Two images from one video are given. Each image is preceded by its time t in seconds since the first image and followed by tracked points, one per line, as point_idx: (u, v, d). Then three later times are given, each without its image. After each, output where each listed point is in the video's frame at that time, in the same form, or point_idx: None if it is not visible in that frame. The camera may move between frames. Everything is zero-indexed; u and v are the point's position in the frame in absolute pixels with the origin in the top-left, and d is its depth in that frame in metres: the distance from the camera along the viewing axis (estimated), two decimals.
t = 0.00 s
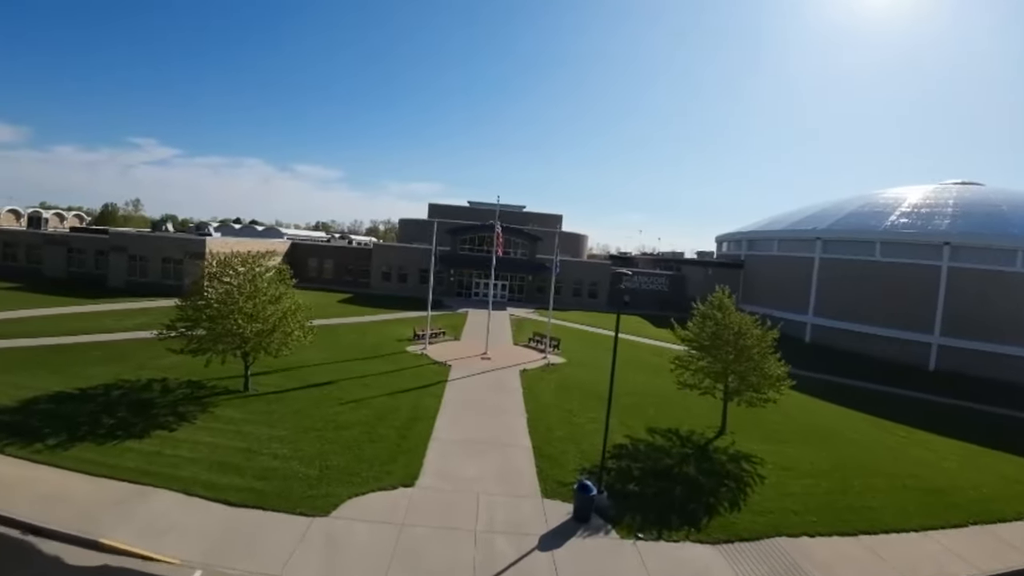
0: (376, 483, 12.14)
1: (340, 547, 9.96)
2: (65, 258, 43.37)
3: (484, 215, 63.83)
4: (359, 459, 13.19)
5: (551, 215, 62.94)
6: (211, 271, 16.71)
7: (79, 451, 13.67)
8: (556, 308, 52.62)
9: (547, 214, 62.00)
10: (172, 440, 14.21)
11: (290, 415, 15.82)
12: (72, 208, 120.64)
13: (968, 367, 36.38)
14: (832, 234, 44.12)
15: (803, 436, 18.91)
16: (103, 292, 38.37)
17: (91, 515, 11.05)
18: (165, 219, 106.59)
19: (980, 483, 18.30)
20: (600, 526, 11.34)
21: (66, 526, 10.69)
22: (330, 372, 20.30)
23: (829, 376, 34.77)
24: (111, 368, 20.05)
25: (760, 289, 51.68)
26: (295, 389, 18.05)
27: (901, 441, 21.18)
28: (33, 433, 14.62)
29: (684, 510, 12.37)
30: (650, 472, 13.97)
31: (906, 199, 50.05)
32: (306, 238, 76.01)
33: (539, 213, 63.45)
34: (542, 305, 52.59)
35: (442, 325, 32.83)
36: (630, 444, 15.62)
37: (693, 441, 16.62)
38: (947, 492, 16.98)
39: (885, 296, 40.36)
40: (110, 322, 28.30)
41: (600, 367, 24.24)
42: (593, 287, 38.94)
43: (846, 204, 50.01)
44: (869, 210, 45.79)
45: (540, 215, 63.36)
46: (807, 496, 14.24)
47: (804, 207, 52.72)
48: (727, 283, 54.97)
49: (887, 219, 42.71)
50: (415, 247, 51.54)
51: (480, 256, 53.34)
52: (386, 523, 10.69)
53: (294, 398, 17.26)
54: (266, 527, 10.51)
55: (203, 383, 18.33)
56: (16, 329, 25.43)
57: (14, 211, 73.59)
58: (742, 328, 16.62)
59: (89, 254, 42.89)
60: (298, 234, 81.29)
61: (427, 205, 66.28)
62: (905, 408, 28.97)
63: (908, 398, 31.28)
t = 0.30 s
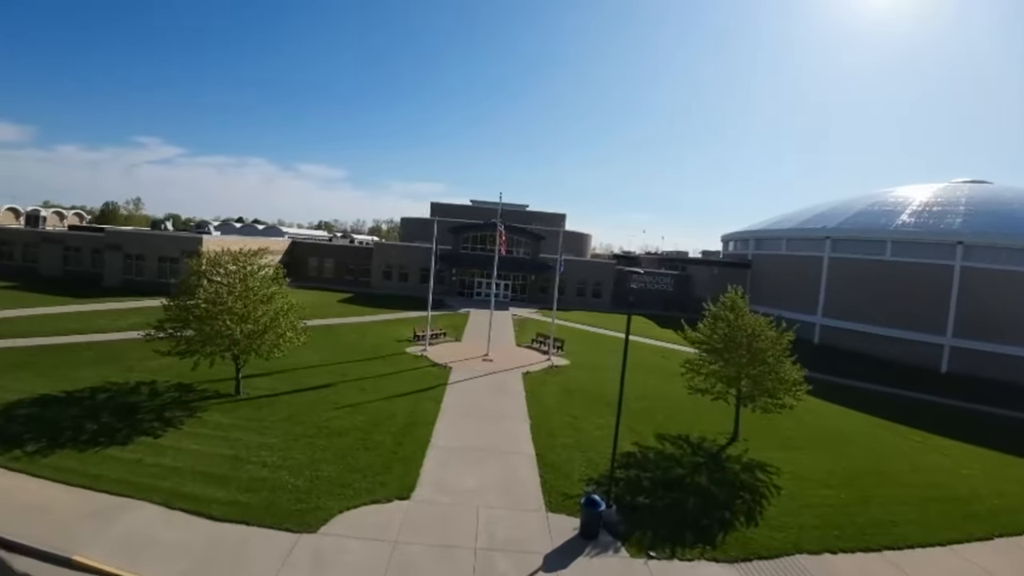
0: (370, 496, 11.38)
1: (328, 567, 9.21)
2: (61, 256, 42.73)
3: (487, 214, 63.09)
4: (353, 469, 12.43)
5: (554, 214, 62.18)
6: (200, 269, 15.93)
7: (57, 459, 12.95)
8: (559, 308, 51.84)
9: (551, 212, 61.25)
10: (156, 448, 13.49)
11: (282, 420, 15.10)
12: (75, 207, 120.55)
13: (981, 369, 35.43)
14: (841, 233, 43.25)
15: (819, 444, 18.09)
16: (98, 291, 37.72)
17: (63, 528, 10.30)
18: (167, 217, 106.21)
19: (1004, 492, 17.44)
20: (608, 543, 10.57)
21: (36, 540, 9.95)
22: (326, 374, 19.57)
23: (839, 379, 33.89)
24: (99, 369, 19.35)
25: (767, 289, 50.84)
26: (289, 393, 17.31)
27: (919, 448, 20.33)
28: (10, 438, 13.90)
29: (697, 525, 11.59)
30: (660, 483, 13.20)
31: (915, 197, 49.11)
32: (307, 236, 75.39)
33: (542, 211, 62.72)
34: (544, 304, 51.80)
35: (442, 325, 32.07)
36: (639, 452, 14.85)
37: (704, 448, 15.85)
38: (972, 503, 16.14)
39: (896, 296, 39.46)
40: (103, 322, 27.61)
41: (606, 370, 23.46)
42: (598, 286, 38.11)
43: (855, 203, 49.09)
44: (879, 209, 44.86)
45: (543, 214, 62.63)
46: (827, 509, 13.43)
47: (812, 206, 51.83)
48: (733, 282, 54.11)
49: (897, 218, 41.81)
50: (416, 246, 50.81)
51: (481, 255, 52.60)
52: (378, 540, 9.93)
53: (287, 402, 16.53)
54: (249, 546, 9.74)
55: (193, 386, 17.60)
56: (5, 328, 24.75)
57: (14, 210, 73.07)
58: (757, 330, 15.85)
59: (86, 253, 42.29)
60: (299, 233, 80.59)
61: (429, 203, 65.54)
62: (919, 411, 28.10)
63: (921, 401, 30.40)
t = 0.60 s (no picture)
0: (362, 510, 10.63)
1: None
2: (56, 255, 42.10)
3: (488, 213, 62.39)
4: (344, 480, 11.68)
5: (557, 213, 61.47)
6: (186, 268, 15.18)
7: (32, 467, 12.22)
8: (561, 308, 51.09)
9: (553, 211, 60.54)
10: (138, 456, 12.76)
11: (271, 427, 14.37)
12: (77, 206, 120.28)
13: (993, 372, 34.54)
14: (850, 232, 42.45)
15: (834, 452, 17.30)
16: (92, 290, 37.05)
17: (32, 542, 9.56)
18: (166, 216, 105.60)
19: None
20: (618, 562, 9.82)
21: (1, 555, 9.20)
22: (320, 377, 18.84)
23: (849, 382, 33.05)
24: (85, 372, 18.64)
25: (774, 289, 50.00)
26: (280, 397, 16.57)
27: (936, 455, 19.51)
28: None
29: (712, 541, 10.81)
30: (670, 495, 12.43)
31: (924, 196, 48.26)
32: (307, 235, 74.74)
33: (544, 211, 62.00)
34: (547, 305, 51.04)
35: (442, 326, 31.31)
36: (647, 461, 14.09)
37: (716, 457, 15.06)
38: (998, 515, 15.32)
39: (906, 297, 38.63)
40: (94, 322, 26.93)
41: (611, 373, 22.71)
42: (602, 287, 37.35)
43: (863, 202, 48.24)
44: (887, 208, 44.04)
45: (546, 213, 61.91)
46: (848, 523, 12.65)
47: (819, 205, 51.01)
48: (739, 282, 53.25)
49: (907, 217, 41.01)
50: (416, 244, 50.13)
51: (482, 254, 51.88)
52: (369, 560, 9.17)
53: (278, 408, 15.78)
54: (230, 565, 9.00)
55: (181, 390, 16.87)
56: None
57: (12, 208, 72.55)
58: (771, 333, 15.08)
59: (81, 252, 41.67)
60: (299, 232, 79.97)
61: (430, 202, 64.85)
62: (933, 415, 27.25)
63: (934, 405, 29.55)
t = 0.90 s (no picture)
0: (351, 528, 9.84)
1: None
2: (50, 254, 41.40)
3: (490, 212, 61.65)
4: (333, 494, 10.90)
5: (558, 212, 60.71)
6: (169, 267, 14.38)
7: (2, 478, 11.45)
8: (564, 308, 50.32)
9: (555, 210, 59.80)
10: (115, 467, 12.00)
11: (259, 435, 13.60)
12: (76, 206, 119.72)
13: (1005, 374, 33.68)
14: (859, 231, 41.63)
15: (851, 461, 16.48)
16: (85, 290, 36.32)
17: None
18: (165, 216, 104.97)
19: None
20: None
21: None
22: (313, 381, 18.07)
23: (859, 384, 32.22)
24: (68, 375, 17.88)
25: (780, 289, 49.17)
26: (269, 403, 15.80)
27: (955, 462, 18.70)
28: None
29: (729, 561, 10.02)
30: (682, 509, 11.64)
31: (933, 195, 47.42)
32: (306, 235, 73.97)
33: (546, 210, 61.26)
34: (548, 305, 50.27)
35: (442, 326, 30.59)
36: (657, 472, 13.30)
37: (728, 467, 14.27)
38: None
39: (915, 297, 37.81)
40: (84, 322, 26.18)
41: (616, 376, 21.94)
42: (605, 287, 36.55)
43: (871, 200, 47.40)
44: (896, 206, 43.20)
45: (547, 212, 61.16)
46: (871, 539, 11.86)
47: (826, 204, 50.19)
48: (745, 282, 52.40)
49: (916, 215, 40.19)
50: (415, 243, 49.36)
51: (483, 253, 51.11)
52: None
53: (267, 414, 15.00)
54: None
55: (167, 395, 16.11)
56: None
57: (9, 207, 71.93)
58: (787, 335, 14.29)
59: (75, 251, 40.98)
60: (298, 231, 79.23)
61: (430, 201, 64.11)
62: (947, 419, 26.40)
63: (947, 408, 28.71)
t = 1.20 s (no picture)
0: (339, 550, 9.05)
1: None
2: (43, 254, 40.64)
3: (490, 211, 60.92)
4: (321, 511, 10.10)
5: (560, 211, 59.96)
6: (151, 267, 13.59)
7: None
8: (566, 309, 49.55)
9: (556, 210, 59.03)
10: (91, 480, 11.22)
11: (245, 444, 12.81)
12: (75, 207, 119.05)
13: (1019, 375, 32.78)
14: (867, 229, 40.82)
15: (869, 469, 15.68)
16: (77, 291, 35.55)
17: None
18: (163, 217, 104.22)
19: None
20: None
21: None
22: (307, 386, 17.29)
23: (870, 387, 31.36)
24: (51, 379, 17.12)
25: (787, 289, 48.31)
26: (258, 409, 15.02)
27: (977, 469, 17.87)
28: None
29: None
30: (696, 525, 10.84)
31: (941, 193, 46.58)
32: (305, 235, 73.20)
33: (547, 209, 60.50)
34: (550, 305, 49.51)
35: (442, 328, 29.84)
36: (668, 484, 12.50)
37: (743, 477, 13.47)
38: None
39: (925, 296, 36.98)
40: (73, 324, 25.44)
41: (622, 379, 21.14)
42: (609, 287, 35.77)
43: (878, 199, 46.57)
44: (905, 204, 42.36)
45: (548, 212, 60.40)
46: (898, 555, 11.06)
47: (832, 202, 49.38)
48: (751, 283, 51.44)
49: (925, 213, 39.37)
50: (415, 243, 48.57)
51: (483, 252, 50.32)
52: None
53: (255, 421, 14.21)
54: None
55: (151, 402, 15.33)
56: None
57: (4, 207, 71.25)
58: (805, 337, 13.50)
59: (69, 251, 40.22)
60: (297, 232, 78.46)
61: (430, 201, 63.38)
62: (962, 423, 25.58)
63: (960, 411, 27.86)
